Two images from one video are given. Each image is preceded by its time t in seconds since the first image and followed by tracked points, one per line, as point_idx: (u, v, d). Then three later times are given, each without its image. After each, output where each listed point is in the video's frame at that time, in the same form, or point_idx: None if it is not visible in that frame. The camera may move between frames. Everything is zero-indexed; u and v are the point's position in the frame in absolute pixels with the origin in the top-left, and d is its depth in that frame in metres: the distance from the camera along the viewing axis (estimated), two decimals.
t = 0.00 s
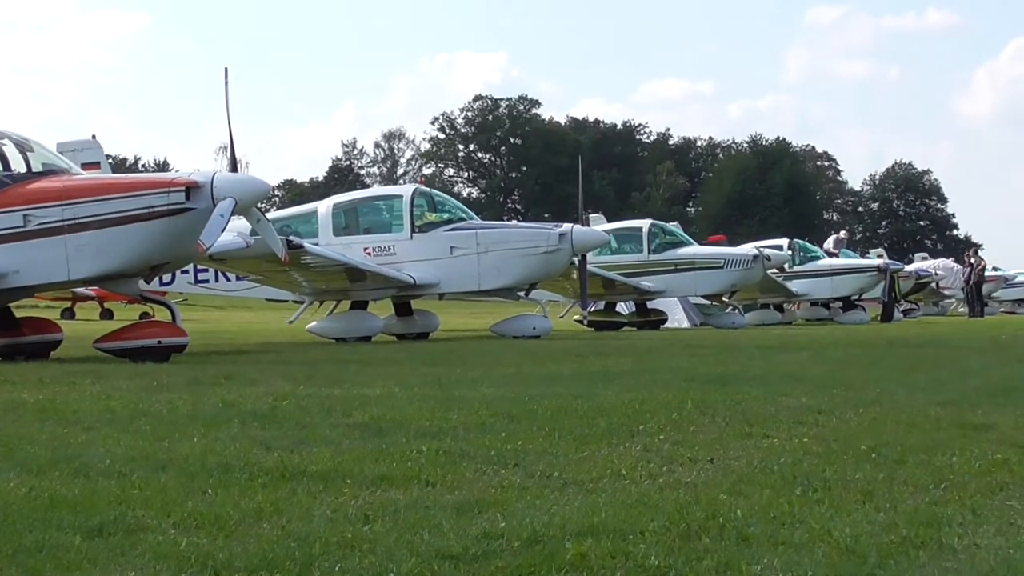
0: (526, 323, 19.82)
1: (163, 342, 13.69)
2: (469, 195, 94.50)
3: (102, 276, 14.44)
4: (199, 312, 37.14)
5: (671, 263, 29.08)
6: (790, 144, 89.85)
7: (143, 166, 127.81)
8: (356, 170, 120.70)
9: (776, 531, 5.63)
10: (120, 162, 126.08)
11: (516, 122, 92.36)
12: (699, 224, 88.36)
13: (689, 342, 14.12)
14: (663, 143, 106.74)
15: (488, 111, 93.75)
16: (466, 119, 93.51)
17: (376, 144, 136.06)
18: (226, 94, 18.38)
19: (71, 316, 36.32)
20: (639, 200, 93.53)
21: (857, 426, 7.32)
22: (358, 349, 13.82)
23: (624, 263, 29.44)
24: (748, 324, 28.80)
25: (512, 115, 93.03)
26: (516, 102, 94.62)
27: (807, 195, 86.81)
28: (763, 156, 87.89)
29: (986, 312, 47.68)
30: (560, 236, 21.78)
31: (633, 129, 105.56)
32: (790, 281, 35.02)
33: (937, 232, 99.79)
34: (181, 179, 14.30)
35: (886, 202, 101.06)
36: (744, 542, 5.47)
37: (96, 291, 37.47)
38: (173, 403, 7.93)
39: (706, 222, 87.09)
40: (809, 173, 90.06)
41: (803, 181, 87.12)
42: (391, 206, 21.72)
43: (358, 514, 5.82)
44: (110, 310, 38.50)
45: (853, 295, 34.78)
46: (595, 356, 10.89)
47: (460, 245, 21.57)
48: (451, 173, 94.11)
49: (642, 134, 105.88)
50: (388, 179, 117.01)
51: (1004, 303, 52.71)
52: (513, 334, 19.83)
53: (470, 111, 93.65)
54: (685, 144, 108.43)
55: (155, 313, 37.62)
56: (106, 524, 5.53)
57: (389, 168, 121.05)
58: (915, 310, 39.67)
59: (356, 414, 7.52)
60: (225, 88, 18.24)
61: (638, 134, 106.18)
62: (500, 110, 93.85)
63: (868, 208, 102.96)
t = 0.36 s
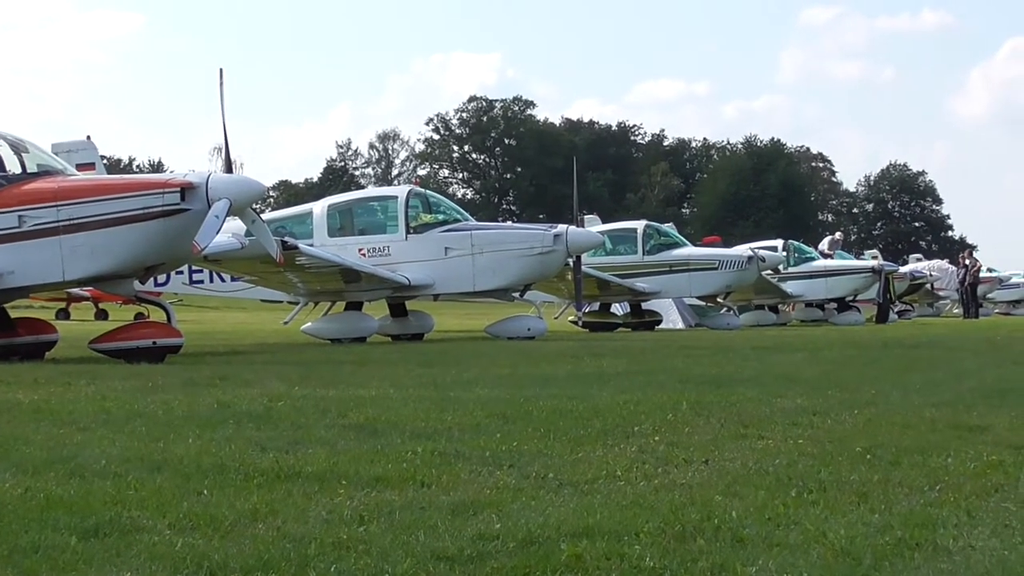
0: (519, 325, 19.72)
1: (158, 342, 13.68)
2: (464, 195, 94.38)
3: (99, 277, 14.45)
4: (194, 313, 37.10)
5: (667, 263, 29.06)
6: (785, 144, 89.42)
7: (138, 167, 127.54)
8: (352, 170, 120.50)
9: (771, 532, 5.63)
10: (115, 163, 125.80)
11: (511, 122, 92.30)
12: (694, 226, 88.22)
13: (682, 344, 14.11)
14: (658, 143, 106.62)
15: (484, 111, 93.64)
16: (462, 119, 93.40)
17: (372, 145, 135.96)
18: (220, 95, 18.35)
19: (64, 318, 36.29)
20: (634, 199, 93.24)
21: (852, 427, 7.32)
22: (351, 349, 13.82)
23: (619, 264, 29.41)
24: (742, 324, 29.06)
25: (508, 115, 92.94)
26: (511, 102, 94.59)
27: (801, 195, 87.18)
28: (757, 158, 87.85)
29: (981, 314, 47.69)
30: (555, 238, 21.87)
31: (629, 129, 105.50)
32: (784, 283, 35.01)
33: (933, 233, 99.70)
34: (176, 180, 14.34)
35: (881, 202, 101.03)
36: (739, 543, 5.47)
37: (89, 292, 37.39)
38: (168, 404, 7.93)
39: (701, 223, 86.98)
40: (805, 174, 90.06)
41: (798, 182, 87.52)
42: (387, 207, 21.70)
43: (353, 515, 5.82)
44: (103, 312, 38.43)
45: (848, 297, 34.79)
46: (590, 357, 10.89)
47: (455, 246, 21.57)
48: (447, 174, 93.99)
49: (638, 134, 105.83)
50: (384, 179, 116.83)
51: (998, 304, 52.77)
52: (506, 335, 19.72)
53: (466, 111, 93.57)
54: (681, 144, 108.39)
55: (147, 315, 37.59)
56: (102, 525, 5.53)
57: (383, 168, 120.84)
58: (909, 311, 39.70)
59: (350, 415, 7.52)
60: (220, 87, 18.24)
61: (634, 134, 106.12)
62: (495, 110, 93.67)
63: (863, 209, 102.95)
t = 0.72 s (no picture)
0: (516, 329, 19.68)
1: (153, 346, 13.70)
2: (459, 199, 94.30)
3: (93, 281, 14.43)
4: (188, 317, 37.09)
5: (662, 267, 29.04)
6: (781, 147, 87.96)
7: (132, 171, 127.17)
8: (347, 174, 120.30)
9: (766, 534, 5.64)
10: (109, 167, 125.69)
11: (505, 126, 92.30)
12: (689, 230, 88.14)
13: (677, 347, 14.11)
14: (653, 147, 106.58)
15: (477, 115, 93.50)
16: (456, 123, 93.24)
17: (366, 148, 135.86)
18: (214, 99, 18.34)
19: (58, 323, 36.18)
20: (628, 204, 93.15)
21: (846, 430, 7.32)
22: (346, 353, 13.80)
23: (613, 268, 29.38)
24: (736, 327, 29.07)
25: (502, 119, 92.84)
26: (505, 105, 94.53)
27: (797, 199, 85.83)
28: (751, 162, 86.68)
29: (975, 317, 47.73)
30: (550, 241, 21.77)
31: (623, 132, 105.44)
32: (779, 286, 34.99)
33: (928, 236, 99.70)
34: (171, 183, 14.27)
35: (875, 205, 101.05)
36: (734, 546, 5.48)
37: (83, 296, 37.34)
38: (163, 408, 7.91)
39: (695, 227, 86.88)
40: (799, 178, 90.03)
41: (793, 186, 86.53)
42: (382, 211, 21.71)
43: (349, 519, 5.82)
44: (97, 316, 38.38)
45: (842, 300, 34.79)
46: (585, 361, 10.88)
47: (449, 250, 21.57)
48: (441, 179, 93.82)
49: (632, 138, 105.83)
50: (378, 182, 116.77)
51: (993, 306, 52.79)
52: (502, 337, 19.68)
53: (460, 115, 93.46)
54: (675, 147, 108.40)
55: (140, 320, 37.49)
56: (97, 529, 5.53)
57: (377, 172, 120.67)
58: (904, 314, 39.70)
59: (346, 419, 7.51)
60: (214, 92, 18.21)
61: (629, 137, 106.11)
62: (489, 114, 93.59)
63: (857, 212, 102.97)
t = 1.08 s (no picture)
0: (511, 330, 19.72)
1: (148, 349, 13.69)
2: (453, 201, 94.24)
3: (87, 284, 14.42)
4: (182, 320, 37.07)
5: (656, 268, 29.04)
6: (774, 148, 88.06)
7: (126, 173, 126.92)
8: (341, 176, 120.19)
9: (761, 536, 5.64)
10: (103, 170, 125.58)
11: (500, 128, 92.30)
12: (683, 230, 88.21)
13: (671, 349, 14.13)
14: (647, 149, 106.53)
15: (471, 117, 93.50)
16: (450, 125, 93.27)
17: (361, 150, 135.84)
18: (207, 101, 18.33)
19: (52, 326, 36.15)
20: (622, 205, 93.12)
21: (842, 431, 7.32)
22: (339, 355, 13.79)
23: (607, 269, 29.36)
24: (731, 329, 29.12)
25: (496, 120, 92.85)
26: (499, 107, 94.59)
27: (791, 200, 86.03)
28: (745, 163, 87.10)
29: (969, 317, 47.80)
30: (545, 243, 21.89)
31: (618, 133, 105.48)
32: (772, 287, 35.00)
33: (922, 237, 99.76)
34: (165, 186, 14.32)
35: (869, 206, 101.15)
36: (728, 547, 5.48)
37: (76, 300, 37.35)
38: (158, 410, 7.91)
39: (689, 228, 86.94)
40: (793, 178, 90.03)
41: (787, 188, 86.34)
42: (376, 212, 21.65)
43: (344, 521, 5.82)
44: (90, 319, 38.33)
45: (836, 301, 34.81)
46: (579, 363, 10.88)
47: (443, 252, 21.57)
48: (435, 181, 93.81)
49: (626, 138, 105.93)
50: (372, 184, 116.67)
51: (987, 307, 52.86)
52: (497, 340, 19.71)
53: (454, 117, 93.48)
54: (669, 148, 108.49)
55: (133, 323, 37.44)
56: (91, 532, 5.52)
57: (371, 174, 120.56)
58: (898, 316, 39.76)
59: (340, 422, 7.51)
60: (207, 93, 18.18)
61: (623, 138, 106.17)
62: (483, 116, 93.53)
63: (851, 213, 103.06)
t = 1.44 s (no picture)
0: (505, 331, 19.82)
1: (142, 351, 13.68)
2: (448, 202, 94.21)
3: (81, 285, 14.40)
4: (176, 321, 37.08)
5: (650, 269, 29.02)
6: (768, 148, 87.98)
7: (121, 175, 126.78)
8: (335, 178, 120.14)
9: (756, 537, 5.64)
10: (98, 172, 125.49)
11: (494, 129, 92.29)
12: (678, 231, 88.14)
13: (666, 351, 14.13)
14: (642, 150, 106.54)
15: (466, 117, 93.29)
16: (445, 126, 93.24)
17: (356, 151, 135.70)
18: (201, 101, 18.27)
19: (45, 328, 36.10)
20: (617, 206, 93.08)
21: (836, 432, 7.33)
22: (333, 357, 13.80)
23: (602, 270, 29.37)
24: (727, 330, 28.97)
25: (490, 121, 92.79)
26: (494, 107, 94.50)
27: (785, 201, 86.05)
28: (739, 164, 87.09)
29: (963, 318, 47.82)
30: (539, 244, 21.84)
31: (613, 133, 105.45)
32: (767, 288, 35.02)
33: (916, 237, 99.78)
34: (159, 187, 14.34)
35: (864, 207, 101.16)
36: (722, 547, 5.49)
37: (69, 302, 37.29)
38: (152, 412, 7.91)
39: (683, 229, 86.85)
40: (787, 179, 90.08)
41: (781, 189, 86.35)
42: (370, 214, 21.62)
43: (338, 522, 5.83)
44: (84, 321, 38.31)
45: (831, 302, 34.82)
46: (573, 363, 10.89)
47: (438, 252, 21.55)
48: (429, 181, 93.72)
49: (621, 139, 105.91)
50: (366, 185, 116.61)
51: (981, 308, 52.87)
52: (492, 342, 19.83)
53: (449, 117, 93.40)
54: (664, 148, 108.48)
55: (126, 325, 37.36)
56: (85, 534, 5.52)
57: (366, 175, 120.48)
58: (893, 316, 39.78)
59: (335, 423, 7.51)
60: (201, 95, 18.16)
61: (618, 138, 106.14)
62: (478, 117, 93.48)
63: (846, 213, 103.03)
